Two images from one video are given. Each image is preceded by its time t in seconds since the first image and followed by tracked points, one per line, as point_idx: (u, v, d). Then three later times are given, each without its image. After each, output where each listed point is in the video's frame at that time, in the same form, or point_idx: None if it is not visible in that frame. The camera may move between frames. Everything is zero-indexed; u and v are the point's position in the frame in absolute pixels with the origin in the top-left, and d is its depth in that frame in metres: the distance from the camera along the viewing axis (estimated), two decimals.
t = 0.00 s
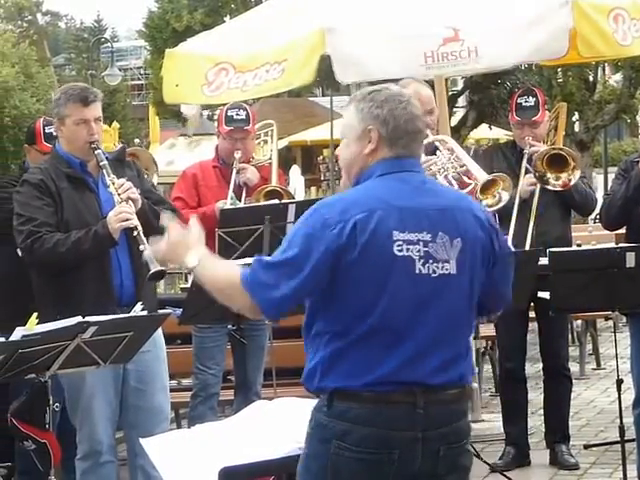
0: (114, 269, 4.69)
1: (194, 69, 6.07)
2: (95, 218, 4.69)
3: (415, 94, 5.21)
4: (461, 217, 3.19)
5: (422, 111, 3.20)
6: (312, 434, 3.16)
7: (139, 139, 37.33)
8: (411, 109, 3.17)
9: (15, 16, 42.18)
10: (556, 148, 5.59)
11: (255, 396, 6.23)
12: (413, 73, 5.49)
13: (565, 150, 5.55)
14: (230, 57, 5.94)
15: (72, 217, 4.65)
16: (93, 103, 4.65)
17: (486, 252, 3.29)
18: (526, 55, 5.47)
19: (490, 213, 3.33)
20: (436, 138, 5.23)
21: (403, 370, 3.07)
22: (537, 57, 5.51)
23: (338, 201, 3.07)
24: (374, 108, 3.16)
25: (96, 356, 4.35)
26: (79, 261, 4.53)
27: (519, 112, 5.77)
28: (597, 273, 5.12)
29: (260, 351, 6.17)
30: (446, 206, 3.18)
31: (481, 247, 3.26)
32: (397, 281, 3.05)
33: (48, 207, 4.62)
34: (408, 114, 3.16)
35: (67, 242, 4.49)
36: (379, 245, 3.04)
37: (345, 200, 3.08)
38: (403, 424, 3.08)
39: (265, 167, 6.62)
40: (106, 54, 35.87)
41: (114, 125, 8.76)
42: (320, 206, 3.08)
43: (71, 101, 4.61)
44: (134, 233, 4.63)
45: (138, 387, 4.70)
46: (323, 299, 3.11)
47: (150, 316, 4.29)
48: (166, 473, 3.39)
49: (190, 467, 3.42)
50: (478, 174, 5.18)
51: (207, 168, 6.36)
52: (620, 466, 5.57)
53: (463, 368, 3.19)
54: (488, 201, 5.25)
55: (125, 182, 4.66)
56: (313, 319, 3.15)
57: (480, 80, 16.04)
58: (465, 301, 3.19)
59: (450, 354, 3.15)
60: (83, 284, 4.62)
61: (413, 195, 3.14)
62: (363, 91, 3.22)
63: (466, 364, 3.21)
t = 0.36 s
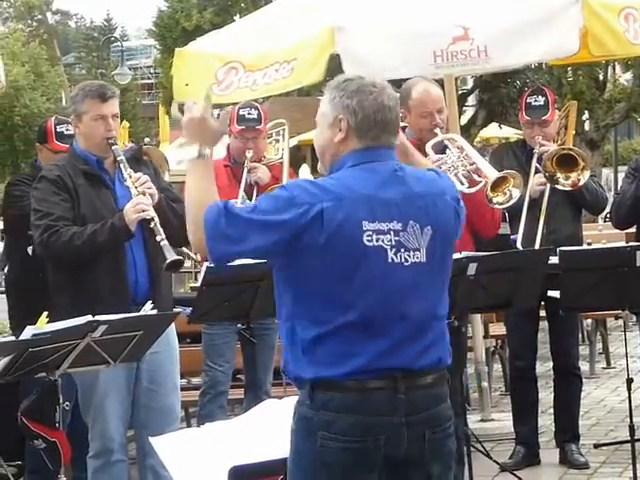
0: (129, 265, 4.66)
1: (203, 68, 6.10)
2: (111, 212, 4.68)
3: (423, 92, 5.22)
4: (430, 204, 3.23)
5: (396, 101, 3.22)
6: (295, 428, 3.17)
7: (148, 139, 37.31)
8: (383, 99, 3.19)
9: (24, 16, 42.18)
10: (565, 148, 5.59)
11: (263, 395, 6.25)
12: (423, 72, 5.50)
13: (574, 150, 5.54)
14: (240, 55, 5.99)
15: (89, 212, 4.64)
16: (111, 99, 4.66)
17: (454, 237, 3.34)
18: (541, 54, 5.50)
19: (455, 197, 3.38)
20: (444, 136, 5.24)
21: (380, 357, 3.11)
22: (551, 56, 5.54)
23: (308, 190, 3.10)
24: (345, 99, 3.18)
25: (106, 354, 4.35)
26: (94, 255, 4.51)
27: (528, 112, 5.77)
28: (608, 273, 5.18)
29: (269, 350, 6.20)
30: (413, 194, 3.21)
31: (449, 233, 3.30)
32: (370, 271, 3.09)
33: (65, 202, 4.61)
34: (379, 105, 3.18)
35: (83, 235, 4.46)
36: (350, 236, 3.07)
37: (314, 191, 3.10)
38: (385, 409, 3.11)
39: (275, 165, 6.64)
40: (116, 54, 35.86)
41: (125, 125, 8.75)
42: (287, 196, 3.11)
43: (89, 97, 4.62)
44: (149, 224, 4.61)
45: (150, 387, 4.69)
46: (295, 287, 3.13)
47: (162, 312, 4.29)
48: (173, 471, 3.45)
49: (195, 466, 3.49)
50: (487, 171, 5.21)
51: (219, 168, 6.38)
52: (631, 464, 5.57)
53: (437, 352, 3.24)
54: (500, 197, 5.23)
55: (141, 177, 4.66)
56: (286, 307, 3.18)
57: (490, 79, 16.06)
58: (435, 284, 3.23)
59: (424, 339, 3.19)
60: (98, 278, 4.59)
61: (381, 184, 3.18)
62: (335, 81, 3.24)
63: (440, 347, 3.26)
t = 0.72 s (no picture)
0: (167, 264, 4.67)
1: (235, 68, 6.14)
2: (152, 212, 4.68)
3: (453, 93, 5.10)
4: (455, 219, 3.15)
5: (423, 115, 3.15)
6: (316, 439, 3.09)
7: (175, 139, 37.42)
8: (409, 115, 3.12)
9: (51, 16, 42.31)
10: (598, 147, 5.57)
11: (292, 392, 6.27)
12: (455, 71, 5.49)
13: (607, 150, 5.53)
14: (271, 55, 6.01)
15: (129, 209, 4.65)
16: (157, 99, 4.65)
17: (478, 253, 3.26)
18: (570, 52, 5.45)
19: (481, 213, 3.30)
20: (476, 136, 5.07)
21: (402, 375, 3.02)
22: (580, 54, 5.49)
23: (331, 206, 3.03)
24: (372, 112, 3.12)
25: (140, 353, 4.34)
26: (134, 252, 4.51)
27: (561, 110, 5.75)
28: None
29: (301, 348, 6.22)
30: (439, 208, 3.14)
31: (474, 248, 3.22)
32: (394, 286, 3.01)
33: (106, 198, 4.61)
34: (404, 119, 3.11)
35: (123, 233, 4.46)
36: (373, 250, 3.00)
37: (338, 205, 3.04)
38: (403, 425, 3.03)
39: (304, 165, 6.60)
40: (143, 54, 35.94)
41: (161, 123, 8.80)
42: (313, 211, 3.04)
43: (134, 96, 4.62)
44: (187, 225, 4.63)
45: (187, 386, 4.69)
46: (319, 302, 3.06)
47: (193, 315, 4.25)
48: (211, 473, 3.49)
49: (233, 469, 3.52)
50: (519, 171, 5.09)
51: (248, 167, 6.37)
52: None
53: (461, 370, 3.15)
54: (532, 199, 5.14)
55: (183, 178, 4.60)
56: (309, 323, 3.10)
57: (521, 77, 16.18)
58: (460, 301, 3.15)
59: (447, 356, 3.11)
60: (135, 277, 4.59)
61: (405, 198, 3.10)
62: (364, 93, 3.19)
63: (464, 365, 3.17)
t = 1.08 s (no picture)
0: (226, 258, 4.67)
1: (287, 66, 6.16)
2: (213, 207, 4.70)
3: (505, 92, 5.07)
4: (500, 211, 3.13)
5: (470, 107, 3.11)
6: (365, 434, 3.06)
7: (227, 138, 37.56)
8: (456, 106, 3.08)
9: (105, 14, 42.54)
10: None
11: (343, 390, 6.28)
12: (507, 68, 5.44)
13: None
14: (322, 53, 6.03)
15: (190, 205, 4.66)
16: (218, 95, 4.67)
17: (525, 245, 3.22)
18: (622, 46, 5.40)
19: (528, 206, 3.27)
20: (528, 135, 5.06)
21: (449, 367, 2.99)
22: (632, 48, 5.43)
23: (377, 198, 3.01)
24: (418, 102, 3.09)
25: (187, 349, 4.35)
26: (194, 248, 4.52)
27: (614, 110, 5.74)
28: None
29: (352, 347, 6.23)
30: (484, 200, 3.11)
31: (520, 240, 3.19)
32: (439, 278, 2.99)
33: (169, 194, 4.65)
34: (449, 110, 3.07)
35: (183, 226, 4.48)
36: (418, 241, 2.97)
37: (384, 196, 3.02)
38: (453, 418, 2.99)
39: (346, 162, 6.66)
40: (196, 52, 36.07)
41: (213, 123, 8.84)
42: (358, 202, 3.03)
43: (196, 93, 4.65)
44: (246, 218, 4.63)
45: (243, 384, 4.70)
46: (364, 294, 3.04)
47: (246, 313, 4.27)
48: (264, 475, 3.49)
49: (285, 471, 3.52)
50: (572, 172, 5.05)
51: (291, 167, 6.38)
52: None
53: (509, 363, 3.11)
54: (583, 198, 5.09)
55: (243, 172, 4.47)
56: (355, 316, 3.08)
57: (574, 76, 16.22)
58: (507, 293, 3.12)
59: (494, 349, 3.07)
60: (196, 271, 4.60)
61: (451, 190, 3.07)
62: (411, 84, 3.16)
63: (512, 358, 3.13)
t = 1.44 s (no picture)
0: (271, 252, 4.66)
1: (323, 62, 6.16)
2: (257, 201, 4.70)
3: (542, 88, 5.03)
4: (545, 208, 3.13)
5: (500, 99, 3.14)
6: (407, 434, 3.07)
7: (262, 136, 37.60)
8: (486, 96, 3.11)
9: (142, 11, 42.63)
10: None
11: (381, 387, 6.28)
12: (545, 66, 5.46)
13: None
14: (359, 50, 6.01)
15: (236, 200, 4.66)
16: (269, 92, 4.67)
17: (570, 244, 3.23)
18: None
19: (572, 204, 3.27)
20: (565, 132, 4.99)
21: (493, 365, 3.01)
22: None
23: (420, 194, 3.03)
24: (450, 99, 3.13)
25: (225, 347, 4.36)
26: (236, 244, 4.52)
27: None
28: None
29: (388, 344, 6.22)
30: (529, 198, 3.12)
31: (566, 239, 3.19)
32: (483, 275, 3.00)
33: (216, 189, 4.63)
34: (480, 101, 3.10)
35: (227, 222, 4.49)
36: (462, 237, 2.99)
37: (428, 193, 3.04)
38: (497, 418, 3.01)
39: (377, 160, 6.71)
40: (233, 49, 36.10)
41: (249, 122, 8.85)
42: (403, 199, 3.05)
43: (246, 90, 4.66)
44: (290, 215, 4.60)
45: (285, 379, 4.69)
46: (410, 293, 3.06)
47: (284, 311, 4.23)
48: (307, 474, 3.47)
49: (327, 467, 3.52)
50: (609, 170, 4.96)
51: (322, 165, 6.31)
52: None
53: (553, 363, 3.12)
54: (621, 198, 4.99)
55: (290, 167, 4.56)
56: (401, 315, 3.10)
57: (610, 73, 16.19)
58: (552, 291, 3.12)
59: (539, 348, 3.08)
60: (241, 266, 4.59)
61: (496, 188, 3.09)
62: (443, 88, 3.19)
63: (556, 358, 3.14)
